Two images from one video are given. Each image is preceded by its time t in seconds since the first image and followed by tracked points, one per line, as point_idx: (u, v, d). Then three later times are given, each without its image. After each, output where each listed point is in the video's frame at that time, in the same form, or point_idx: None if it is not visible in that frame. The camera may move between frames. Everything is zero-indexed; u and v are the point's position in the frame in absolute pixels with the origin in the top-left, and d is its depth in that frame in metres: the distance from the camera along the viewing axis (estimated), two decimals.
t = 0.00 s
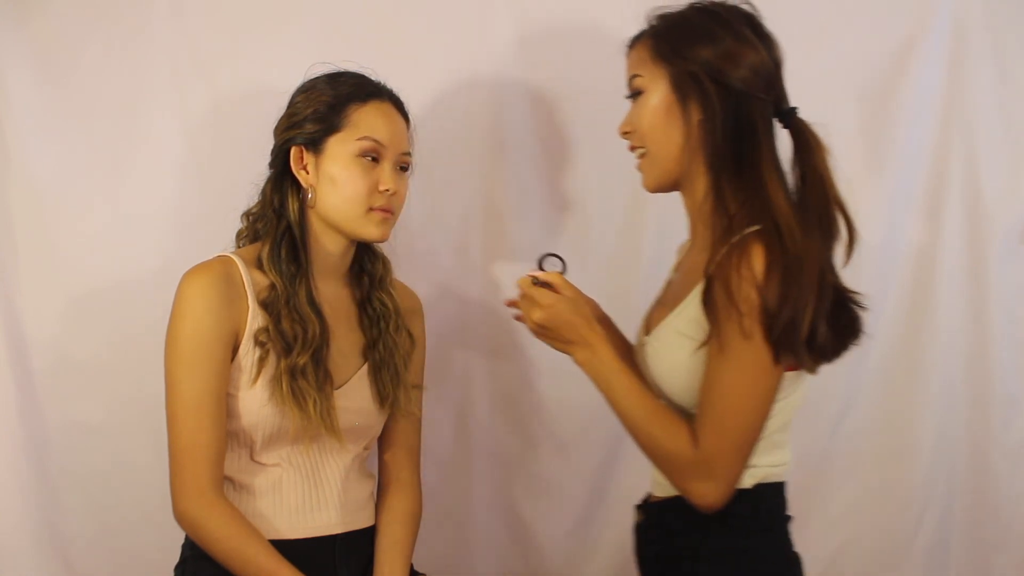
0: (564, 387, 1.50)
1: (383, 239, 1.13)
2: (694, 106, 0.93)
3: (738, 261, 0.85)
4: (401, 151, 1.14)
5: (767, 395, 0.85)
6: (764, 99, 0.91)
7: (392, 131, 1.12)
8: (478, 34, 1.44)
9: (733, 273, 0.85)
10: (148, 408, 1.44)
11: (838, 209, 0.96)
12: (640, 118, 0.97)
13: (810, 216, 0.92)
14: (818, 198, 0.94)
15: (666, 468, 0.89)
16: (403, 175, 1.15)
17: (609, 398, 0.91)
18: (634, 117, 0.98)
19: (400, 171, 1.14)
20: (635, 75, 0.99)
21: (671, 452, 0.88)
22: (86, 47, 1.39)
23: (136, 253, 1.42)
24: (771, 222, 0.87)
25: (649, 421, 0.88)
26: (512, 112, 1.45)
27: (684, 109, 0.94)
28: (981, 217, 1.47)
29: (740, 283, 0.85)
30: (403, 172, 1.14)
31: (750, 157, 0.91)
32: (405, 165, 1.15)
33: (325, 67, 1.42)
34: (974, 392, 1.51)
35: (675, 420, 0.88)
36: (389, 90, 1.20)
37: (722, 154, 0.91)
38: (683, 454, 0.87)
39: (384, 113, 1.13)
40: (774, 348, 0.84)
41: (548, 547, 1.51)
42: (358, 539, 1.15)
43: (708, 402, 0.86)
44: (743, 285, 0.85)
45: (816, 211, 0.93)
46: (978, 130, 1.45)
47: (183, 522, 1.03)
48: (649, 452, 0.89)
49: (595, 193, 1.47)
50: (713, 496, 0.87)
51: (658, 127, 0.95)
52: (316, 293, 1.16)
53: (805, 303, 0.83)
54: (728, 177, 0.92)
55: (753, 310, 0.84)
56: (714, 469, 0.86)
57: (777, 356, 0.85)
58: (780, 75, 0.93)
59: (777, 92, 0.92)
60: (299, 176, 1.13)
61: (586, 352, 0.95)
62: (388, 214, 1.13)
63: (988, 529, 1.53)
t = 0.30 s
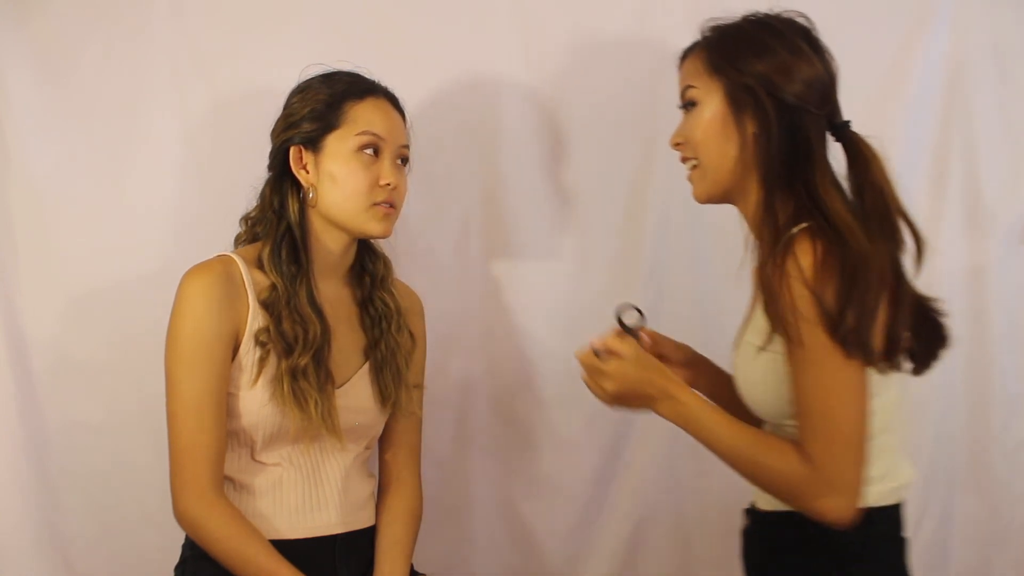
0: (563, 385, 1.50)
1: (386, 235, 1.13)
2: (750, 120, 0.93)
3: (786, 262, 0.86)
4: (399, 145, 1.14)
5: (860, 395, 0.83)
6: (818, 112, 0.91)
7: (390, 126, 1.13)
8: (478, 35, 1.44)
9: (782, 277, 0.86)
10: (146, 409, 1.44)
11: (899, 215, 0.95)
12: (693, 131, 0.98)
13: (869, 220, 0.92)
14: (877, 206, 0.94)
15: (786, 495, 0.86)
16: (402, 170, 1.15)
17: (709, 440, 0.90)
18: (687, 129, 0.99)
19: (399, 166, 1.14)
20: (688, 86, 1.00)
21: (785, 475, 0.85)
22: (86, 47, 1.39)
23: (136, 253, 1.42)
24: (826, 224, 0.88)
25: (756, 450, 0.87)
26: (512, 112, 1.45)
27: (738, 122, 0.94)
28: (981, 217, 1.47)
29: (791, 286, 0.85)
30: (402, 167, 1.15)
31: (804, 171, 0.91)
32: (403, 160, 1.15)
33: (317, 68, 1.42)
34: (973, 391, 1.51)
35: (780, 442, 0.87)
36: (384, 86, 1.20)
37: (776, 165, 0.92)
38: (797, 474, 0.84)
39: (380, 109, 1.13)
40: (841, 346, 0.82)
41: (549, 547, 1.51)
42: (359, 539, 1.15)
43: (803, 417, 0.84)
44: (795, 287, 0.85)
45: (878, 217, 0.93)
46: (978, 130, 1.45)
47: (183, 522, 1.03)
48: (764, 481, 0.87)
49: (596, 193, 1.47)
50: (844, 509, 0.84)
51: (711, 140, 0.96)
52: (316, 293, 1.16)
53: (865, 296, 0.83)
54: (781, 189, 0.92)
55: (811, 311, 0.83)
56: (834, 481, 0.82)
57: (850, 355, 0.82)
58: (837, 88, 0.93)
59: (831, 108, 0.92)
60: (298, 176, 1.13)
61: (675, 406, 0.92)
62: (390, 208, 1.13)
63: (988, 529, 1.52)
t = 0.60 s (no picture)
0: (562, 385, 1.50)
1: (383, 235, 1.13)
2: (790, 109, 0.94)
3: (859, 259, 0.84)
4: (397, 143, 1.14)
5: (950, 388, 0.81)
6: (860, 96, 0.91)
7: (387, 124, 1.13)
8: (478, 34, 1.44)
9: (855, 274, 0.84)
10: (146, 410, 1.44)
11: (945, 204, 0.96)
12: (731, 124, 0.98)
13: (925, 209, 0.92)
14: (923, 194, 0.95)
15: (888, 499, 0.84)
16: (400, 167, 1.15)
17: (795, 452, 0.88)
18: (723, 123, 0.99)
19: (397, 164, 1.14)
20: (721, 80, 1.00)
21: (889, 478, 0.83)
22: (86, 47, 1.39)
23: (136, 253, 1.42)
24: (892, 216, 0.86)
25: (855, 456, 0.85)
26: (512, 112, 1.45)
27: (778, 112, 0.95)
28: (980, 217, 1.48)
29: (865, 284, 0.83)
30: (400, 165, 1.15)
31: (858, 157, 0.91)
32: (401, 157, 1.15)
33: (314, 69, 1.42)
34: (973, 391, 1.50)
35: (873, 443, 0.85)
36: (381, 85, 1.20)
37: (825, 153, 0.92)
38: (900, 476, 0.82)
39: (378, 107, 1.13)
40: (928, 342, 0.80)
41: (549, 547, 1.51)
42: (359, 539, 1.15)
43: (893, 417, 0.83)
44: (870, 284, 0.82)
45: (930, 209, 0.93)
46: (978, 130, 1.46)
47: (183, 522, 1.03)
48: (864, 487, 0.85)
49: (596, 193, 1.47)
50: (950, 506, 0.83)
51: (750, 132, 0.96)
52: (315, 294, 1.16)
53: (944, 290, 0.81)
54: (835, 178, 0.92)
55: (894, 308, 0.81)
56: (940, 477, 0.81)
57: (936, 350, 0.80)
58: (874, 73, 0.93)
59: (871, 91, 0.92)
60: (296, 175, 1.13)
61: (751, 422, 0.90)
62: (387, 208, 1.12)
63: (988, 530, 1.52)
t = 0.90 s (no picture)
0: (562, 384, 1.50)
1: (379, 235, 1.13)
2: (780, 83, 0.94)
3: (869, 245, 0.83)
4: (393, 140, 1.14)
5: (935, 390, 0.80)
6: (858, 80, 0.91)
7: (381, 121, 1.13)
8: (478, 34, 1.44)
9: (865, 259, 0.83)
10: (144, 409, 1.44)
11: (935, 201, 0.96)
12: (717, 92, 0.98)
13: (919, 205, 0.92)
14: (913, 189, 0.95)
15: (852, 496, 0.83)
16: (397, 164, 1.14)
17: (765, 432, 0.85)
18: (710, 92, 0.99)
19: (394, 160, 1.14)
20: (715, 48, 1.00)
21: (856, 474, 0.81)
22: (86, 47, 1.39)
23: (136, 253, 1.42)
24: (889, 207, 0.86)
25: (825, 447, 0.83)
26: (512, 111, 1.45)
27: (768, 86, 0.95)
28: (980, 217, 1.48)
29: (874, 270, 0.82)
30: (396, 162, 1.14)
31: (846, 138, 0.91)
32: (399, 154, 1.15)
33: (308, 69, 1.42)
34: (973, 391, 1.50)
35: (849, 439, 0.83)
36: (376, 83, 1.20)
37: (816, 131, 0.92)
38: (869, 474, 0.81)
39: (371, 104, 1.13)
40: (927, 341, 0.80)
41: (550, 548, 1.51)
42: (359, 539, 1.14)
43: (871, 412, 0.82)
44: (879, 271, 0.81)
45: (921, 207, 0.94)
46: (977, 130, 1.46)
47: (183, 523, 1.03)
48: (828, 482, 0.83)
49: (597, 193, 1.47)
50: (912, 513, 0.81)
51: (735, 103, 0.97)
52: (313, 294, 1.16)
53: (947, 292, 0.81)
54: (824, 157, 0.92)
55: (901, 299, 0.80)
56: (907, 481, 0.80)
57: (932, 348, 0.80)
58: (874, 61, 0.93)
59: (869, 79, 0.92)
60: (292, 175, 1.13)
61: (726, 390, 0.87)
62: (382, 206, 1.12)
63: (990, 529, 1.52)
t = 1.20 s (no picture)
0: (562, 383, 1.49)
1: (383, 228, 1.12)
2: (733, 81, 0.93)
3: (817, 215, 0.82)
4: (391, 138, 1.14)
5: (911, 354, 0.78)
6: (806, 81, 0.90)
7: (379, 119, 1.13)
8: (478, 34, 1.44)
9: (817, 230, 0.81)
10: (144, 409, 1.43)
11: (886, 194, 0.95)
12: (668, 89, 0.96)
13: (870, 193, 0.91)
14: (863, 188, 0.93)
15: (844, 469, 0.79)
16: (396, 162, 1.14)
17: (745, 414, 0.82)
18: (663, 90, 0.97)
19: (392, 158, 1.14)
20: (666, 46, 0.98)
21: (843, 444, 0.78)
22: (86, 47, 1.39)
23: (136, 253, 1.42)
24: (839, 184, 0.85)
25: (808, 421, 0.80)
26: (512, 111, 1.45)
27: (721, 83, 0.94)
28: (980, 217, 1.48)
29: (826, 238, 0.81)
30: (394, 159, 1.14)
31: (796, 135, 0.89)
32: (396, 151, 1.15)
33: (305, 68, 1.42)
34: (973, 390, 1.50)
35: (828, 410, 0.80)
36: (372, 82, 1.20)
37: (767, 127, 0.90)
38: (858, 443, 0.78)
39: (368, 102, 1.13)
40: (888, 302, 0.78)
41: (551, 546, 1.51)
42: (359, 538, 1.14)
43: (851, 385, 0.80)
44: (834, 239, 0.80)
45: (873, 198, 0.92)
46: (977, 130, 1.46)
47: (184, 523, 1.03)
48: (816, 457, 0.80)
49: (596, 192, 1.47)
50: (907, 480, 0.78)
51: (687, 100, 0.95)
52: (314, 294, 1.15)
53: (903, 256, 0.80)
54: (774, 153, 0.90)
55: (857, 263, 0.79)
56: (898, 446, 0.77)
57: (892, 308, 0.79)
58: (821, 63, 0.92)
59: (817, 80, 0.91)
60: (291, 176, 1.13)
61: (702, 378, 0.83)
62: (384, 202, 1.12)
63: (991, 530, 1.51)
